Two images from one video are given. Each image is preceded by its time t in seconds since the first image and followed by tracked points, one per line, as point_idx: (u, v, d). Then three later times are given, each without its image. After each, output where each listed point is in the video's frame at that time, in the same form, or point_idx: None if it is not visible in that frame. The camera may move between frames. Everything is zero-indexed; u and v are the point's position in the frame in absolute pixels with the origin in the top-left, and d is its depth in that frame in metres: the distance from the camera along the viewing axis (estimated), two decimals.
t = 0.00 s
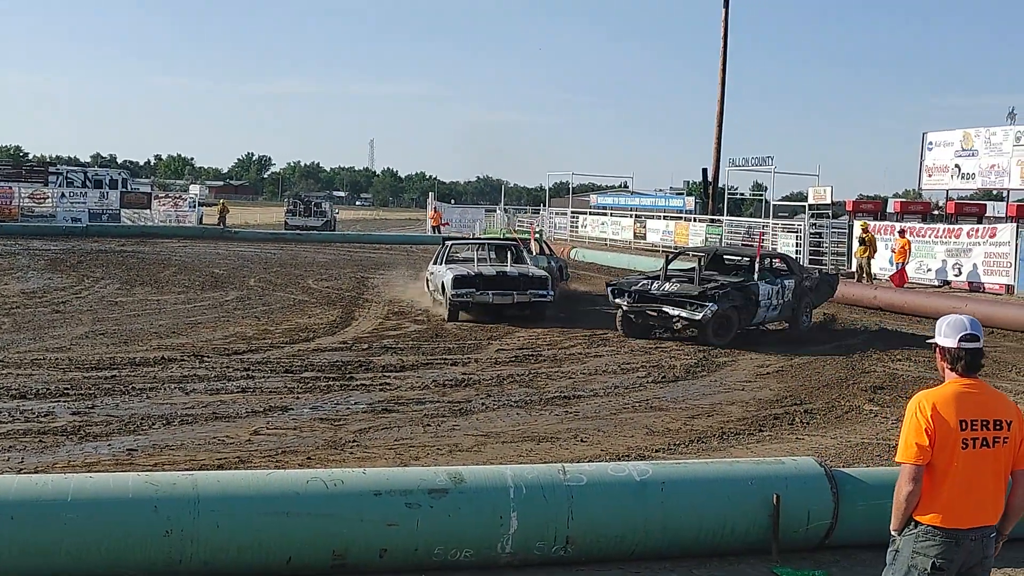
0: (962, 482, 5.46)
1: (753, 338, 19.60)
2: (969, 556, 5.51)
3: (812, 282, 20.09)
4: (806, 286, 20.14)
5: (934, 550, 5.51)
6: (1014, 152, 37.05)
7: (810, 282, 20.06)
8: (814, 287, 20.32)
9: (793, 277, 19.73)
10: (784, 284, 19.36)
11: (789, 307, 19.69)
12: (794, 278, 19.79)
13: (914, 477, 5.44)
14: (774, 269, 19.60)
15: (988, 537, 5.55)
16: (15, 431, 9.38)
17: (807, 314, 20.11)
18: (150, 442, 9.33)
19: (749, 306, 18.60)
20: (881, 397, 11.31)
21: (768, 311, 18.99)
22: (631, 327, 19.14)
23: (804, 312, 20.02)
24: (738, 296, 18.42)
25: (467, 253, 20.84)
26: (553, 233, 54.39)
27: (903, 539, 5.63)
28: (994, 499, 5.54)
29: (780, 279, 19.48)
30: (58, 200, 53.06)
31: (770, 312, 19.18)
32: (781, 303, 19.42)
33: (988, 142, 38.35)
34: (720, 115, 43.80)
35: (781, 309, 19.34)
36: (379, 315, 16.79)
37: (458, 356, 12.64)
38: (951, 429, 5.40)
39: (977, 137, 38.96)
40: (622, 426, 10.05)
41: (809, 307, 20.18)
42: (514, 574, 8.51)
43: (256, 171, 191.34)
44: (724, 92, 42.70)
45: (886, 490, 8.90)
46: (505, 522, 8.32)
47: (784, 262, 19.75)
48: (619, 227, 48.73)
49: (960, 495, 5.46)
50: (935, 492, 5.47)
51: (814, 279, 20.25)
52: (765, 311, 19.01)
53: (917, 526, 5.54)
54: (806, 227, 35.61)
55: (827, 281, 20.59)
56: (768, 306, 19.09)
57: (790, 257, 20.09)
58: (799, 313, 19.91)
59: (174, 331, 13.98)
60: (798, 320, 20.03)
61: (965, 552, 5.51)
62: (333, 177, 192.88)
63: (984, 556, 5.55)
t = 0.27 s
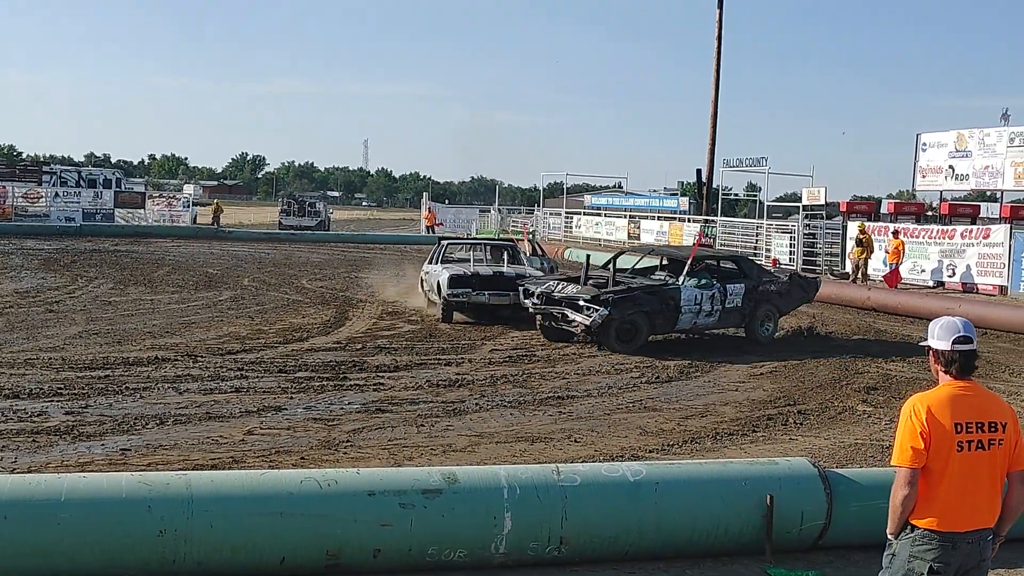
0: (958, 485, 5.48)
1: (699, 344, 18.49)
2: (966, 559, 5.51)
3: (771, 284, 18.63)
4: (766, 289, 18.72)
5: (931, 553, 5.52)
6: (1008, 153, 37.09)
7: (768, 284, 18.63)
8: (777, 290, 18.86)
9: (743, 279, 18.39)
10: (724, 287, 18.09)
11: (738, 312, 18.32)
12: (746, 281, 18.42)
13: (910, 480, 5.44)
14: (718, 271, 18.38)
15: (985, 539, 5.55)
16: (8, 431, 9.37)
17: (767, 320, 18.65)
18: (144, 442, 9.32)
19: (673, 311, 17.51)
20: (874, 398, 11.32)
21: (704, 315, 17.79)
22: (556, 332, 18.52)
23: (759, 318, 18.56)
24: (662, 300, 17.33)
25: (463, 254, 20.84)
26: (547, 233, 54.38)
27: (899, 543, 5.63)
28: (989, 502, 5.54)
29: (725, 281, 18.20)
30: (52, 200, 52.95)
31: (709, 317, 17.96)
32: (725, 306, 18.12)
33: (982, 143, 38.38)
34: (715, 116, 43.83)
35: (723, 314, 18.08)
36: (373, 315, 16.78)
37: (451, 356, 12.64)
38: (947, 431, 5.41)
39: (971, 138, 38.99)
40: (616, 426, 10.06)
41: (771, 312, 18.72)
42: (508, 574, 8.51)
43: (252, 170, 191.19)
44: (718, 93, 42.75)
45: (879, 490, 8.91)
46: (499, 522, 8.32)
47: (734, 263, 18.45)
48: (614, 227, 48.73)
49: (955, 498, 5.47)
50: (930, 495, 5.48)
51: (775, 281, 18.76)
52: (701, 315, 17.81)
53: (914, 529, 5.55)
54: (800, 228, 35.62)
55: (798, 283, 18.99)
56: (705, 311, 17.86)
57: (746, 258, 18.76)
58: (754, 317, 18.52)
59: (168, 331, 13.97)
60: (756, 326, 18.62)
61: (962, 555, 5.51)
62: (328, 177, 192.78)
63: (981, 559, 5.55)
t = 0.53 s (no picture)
0: (954, 487, 5.48)
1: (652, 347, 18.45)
2: (962, 560, 5.53)
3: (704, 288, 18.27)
4: (700, 293, 18.37)
5: (927, 554, 5.53)
6: (1003, 154, 37.12)
7: (703, 287, 18.28)
8: (715, 294, 18.47)
9: (673, 282, 18.11)
10: (646, 291, 17.87)
11: (666, 316, 18.07)
12: (675, 285, 18.12)
13: (906, 481, 5.45)
14: (644, 274, 18.20)
15: (980, 540, 5.57)
16: (3, 431, 9.36)
17: (702, 325, 18.31)
18: (139, 442, 9.32)
19: (578, 315, 17.51)
20: (869, 398, 11.34)
21: (618, 320, 17.66)
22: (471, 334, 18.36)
23: (688, 322, 18.25)
24: (567, 305, 17.24)
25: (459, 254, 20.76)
26: (542, 233, 54.39)
27: (895, 543, 5.64)
28: (985, 503, 5.56)
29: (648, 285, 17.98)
30: (47, 200, 52.88)
31: (626, 322, 17.82)
32: (647, 311, 17.91)
33: (977, 144, 38.41)
34: (710, 117, 43.91)
35: (644, 318, 17.88)
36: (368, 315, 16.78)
37: (447, 356, 12.65)
38: (943, 432, 5.41)
39: (966, 139, 39.03)
40: (611, 426, 10.06)
41: (706, 317, 18.34)
42: (503, 574, 8.52)
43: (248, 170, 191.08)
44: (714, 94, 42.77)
45: (874, 490, 8.92)
46: (494, 522, 8.32)
47: (666, 266, 18.16)
48: (609, 227, 48.74)
49: (950, 499, 5.48)
50: (926, 496, 5.49)
51: (711, 286, 18.38)
52: (614, 320, 17.68)
53: (910, 530, 5.56)
54: (796, 228, 35.66)
55: (740, 287, 18.52)
56: (620, 315, 17.73)
57: (680, 261, 18.49)
58: (685, 321, 18.23)
59: (163, 331, 13.96)
60: (689, 330, 18.32)
61: (958, 556, 5.52)
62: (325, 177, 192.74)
63: (977, 560, 5.56)
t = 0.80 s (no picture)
0: (950, 487, 5.49)
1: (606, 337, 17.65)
2: (957, 560, 5.53)
3: (616, 291, 17.08)
4: (612, 297, 17.18)
5: (923, 554, 5.53)
6: (998, 155, 37.13)
7: (616, 291, 17.07)
8: (630, 298, 17.22)
9: (579, 285, 17.00)
10: (543, 293, 16.82)
11: (566, 321, 16.95)
12: (585, 287, 17.02)
13: (901, 482, 5.45)
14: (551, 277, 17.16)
15: (976, 540, 5.57)
16: None
17: (613, 331, 17.10)
18: (135, 442, 9.31)
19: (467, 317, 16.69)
20: (865, 398, 11.34)
21: (509, 323, 16.69)
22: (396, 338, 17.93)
23: (601, 328, 17.09)
24: (451, 305, 16.43)
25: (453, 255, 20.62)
26: (538, 233, 54.41)
27: (891, 543, 5.64)
28: (979, 503, 5.56)
29: (548, 287, 16.93)
30: (42, 200, 52.86)
31: (520, 325, 16.81)
32: (545, 314, 16.87)
33: (973, 144, 38.41)
34: (706, 117, 43.95)
35: (542, 322, 16.83)
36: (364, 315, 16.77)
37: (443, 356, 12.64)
38: (938, 432, 5.42)
39: (961, 139, 39.04)
40: (607, 426, 10.06)
41: (618, 323, 17.14)
42: (499, 574, 8.52)
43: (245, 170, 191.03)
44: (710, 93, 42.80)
45: (868, 490, 8.93)
46: (490, 522, 8.32)
47: (572, 266, 17.07)
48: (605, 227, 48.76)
49: (946, 499, 5.48)
50: (921, 496, 5.49)
51: (628, 289, 17.18)
52: (505, 323, 16.71)
53: (905, 530, 5.56)
54: (791, 228, 35.67)
55: (660, 292, 17.20)
56: (513, 318, 16.74)
57: (593, 262, 17.33)
58: (593, 327, 17.06)
59: (159, 331, 13.95)
60: (598, 337, 17.14)
61: (954, 555, 5.52)
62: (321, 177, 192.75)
63: (972, 560, 5.57)
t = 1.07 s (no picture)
0: (950, 486, 5.49)
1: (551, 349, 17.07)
2: (957, 560, 5.54)
3: (510, 293, 16.13)
4: (506, 298, 16.24)
5: (924, 554, 5.54)
6: (997, 154, 37.11)
7: (508, 293, 16.11)
8: (527, 299, 16.23)
9: (468, 284, 16.10)
10: (427, 293, 16.06)
11: (455, 321, 16.12)
12: (476, 286, 16.15)
13: (901, 482, 5.45)
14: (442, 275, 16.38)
15: (976, 540, 5.58)
16: None
17: (505, 334, 16.17)
18: (134, 441, 9.32)
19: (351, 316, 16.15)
20: (864, 398, 11.33)
21: (392, 322, 16.02)
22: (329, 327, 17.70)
23: (496, 330, 16.20)
24: (333, 303, 15.95)
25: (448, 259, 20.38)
26: (537, 233, 54.45)
27: (890, 542, 5.65)
28: (979, 503, 5.57)
29: (435, 285, 16.14)
30: (42, 200, 52.92)
31: (406, 325, 16.11)
32: (431, 314, 16.10)
33: (972, 143, 38.38)
34: (705, 117, 43.97)
35: (427, 323, 16.08)
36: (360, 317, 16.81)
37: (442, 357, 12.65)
38: (937, 431, 5.42)
39: (960, 138, 39.03)
40: (606, 426, 10.06)
41: (513, 324, 16.19)
42: (498, 573, 8.53)
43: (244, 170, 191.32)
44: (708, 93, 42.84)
45: (867, 489, 8.93)
46: (489, 522, 8.33)
47: (464, 265, 16.23)
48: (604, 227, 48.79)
49: (945, 499, 5.49)
50: (921, 496, 5.50)
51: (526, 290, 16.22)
52: (388, 323, 16.06)
53: (905, 530, 5.57)
54: (790, 228, 35.68)
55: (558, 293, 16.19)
56: (396, 318, 16.06)
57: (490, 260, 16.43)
58: (483, 329, 16.18)
59: (159, 331, 13.96)
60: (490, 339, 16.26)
61: (954, 555, 5.53)
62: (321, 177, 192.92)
63: (972, 559, 5.57)
